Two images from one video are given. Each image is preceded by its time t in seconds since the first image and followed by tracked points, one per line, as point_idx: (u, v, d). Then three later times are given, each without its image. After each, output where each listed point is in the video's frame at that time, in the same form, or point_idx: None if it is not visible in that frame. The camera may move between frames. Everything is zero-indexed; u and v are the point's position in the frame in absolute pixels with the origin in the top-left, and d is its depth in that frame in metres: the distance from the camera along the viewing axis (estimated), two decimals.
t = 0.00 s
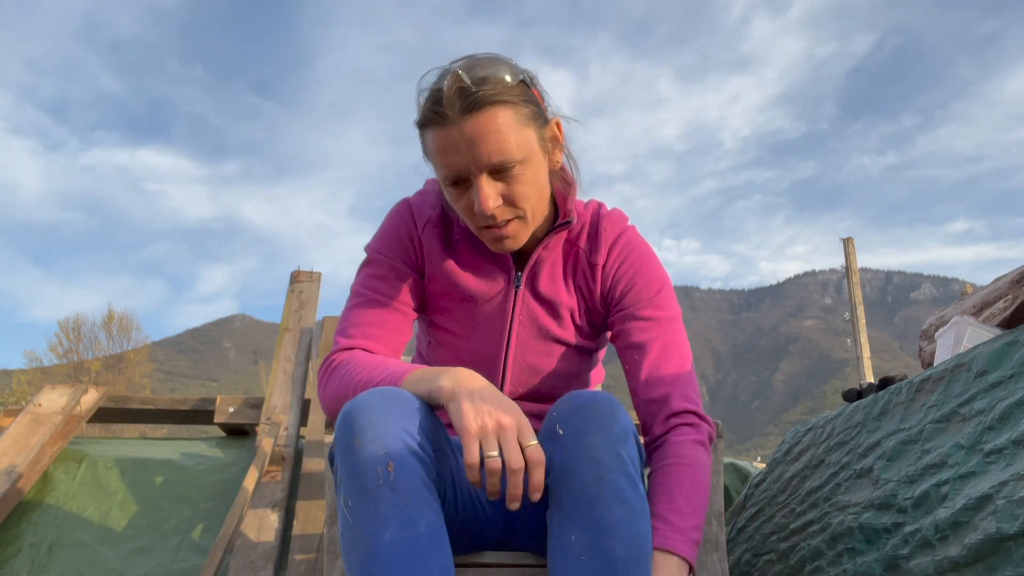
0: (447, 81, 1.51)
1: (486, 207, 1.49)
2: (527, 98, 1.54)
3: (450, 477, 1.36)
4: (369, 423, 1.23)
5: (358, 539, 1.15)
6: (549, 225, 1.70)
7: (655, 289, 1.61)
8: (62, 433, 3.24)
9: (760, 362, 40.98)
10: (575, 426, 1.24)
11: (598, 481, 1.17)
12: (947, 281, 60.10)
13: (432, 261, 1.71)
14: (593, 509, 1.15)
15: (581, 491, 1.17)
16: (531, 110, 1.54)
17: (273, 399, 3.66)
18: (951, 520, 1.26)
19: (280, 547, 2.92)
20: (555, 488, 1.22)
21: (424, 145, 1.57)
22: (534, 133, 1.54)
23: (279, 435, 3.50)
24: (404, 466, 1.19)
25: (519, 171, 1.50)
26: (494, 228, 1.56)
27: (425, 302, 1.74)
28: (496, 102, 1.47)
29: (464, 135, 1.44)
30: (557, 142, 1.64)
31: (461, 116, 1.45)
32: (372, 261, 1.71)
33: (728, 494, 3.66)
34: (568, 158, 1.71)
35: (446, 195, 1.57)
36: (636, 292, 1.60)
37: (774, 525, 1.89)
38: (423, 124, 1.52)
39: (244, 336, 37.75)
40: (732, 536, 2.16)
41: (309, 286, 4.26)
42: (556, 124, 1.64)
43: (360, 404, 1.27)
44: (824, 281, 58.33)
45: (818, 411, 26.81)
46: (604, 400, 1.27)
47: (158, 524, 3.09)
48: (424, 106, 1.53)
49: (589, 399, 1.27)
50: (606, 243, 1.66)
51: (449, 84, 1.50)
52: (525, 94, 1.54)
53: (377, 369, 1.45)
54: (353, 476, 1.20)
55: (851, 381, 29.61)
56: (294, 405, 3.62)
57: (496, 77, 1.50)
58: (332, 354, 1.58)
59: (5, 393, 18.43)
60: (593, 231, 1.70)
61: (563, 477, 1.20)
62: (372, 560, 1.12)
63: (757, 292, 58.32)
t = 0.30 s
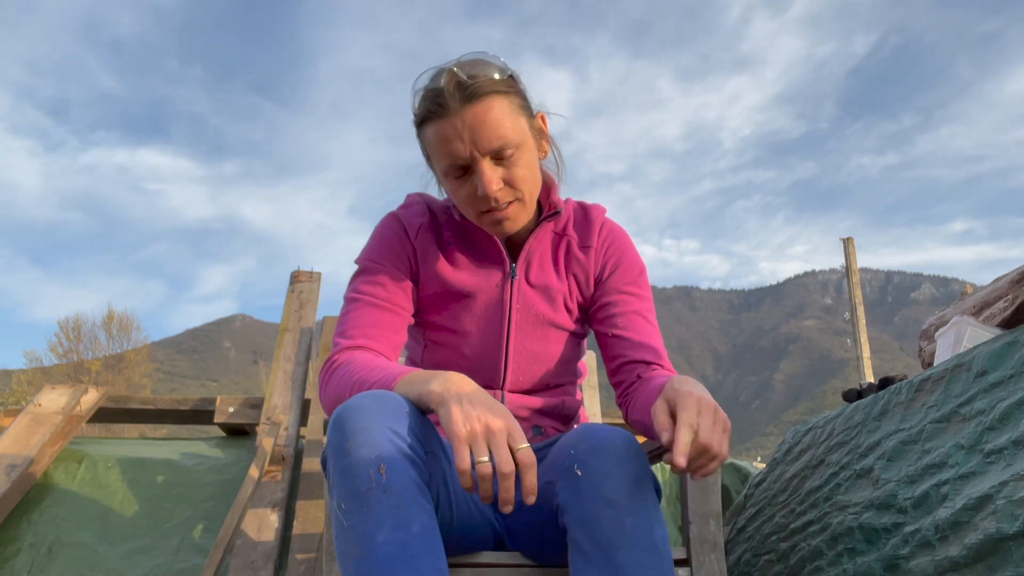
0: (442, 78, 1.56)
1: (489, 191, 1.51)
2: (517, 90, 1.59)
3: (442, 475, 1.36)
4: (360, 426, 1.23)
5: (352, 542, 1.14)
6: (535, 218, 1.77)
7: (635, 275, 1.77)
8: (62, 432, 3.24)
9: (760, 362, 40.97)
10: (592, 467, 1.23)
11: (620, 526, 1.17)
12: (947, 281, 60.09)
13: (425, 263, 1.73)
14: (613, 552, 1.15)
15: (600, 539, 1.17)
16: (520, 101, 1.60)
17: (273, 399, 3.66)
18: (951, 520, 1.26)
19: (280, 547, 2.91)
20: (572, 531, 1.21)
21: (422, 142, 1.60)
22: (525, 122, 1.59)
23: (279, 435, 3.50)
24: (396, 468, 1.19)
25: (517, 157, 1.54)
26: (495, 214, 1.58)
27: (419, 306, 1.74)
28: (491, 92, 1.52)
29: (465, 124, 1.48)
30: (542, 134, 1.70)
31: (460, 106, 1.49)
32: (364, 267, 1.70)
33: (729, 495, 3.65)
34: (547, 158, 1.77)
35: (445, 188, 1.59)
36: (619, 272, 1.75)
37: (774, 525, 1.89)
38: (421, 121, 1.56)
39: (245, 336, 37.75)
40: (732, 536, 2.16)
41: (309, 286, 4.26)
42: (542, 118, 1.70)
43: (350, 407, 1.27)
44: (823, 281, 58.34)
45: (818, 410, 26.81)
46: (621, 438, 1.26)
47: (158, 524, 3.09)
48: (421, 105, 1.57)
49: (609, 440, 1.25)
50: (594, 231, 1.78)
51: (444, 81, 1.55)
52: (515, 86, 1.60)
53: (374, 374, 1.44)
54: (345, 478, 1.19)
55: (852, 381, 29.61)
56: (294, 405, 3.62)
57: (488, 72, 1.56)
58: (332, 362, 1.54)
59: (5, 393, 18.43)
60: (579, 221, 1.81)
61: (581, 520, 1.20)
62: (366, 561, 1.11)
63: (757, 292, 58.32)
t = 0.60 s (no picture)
0: (482, 61, 1.64)
1: (520, 170, 1.55)
2: (553, 82, 1.67)
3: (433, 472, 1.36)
4: (343, 430, 1.23)
5: (339, 549, 1.16)
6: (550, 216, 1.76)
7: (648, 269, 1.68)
8: (62, 433, 3.24)
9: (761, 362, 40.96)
10: (686, 454, 1.24)
11: (704, 517, 1.17)
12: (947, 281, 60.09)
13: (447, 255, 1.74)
14: (689, 537, 1.15)
15: (679, 521, 1.16)
16: (556, 93, 1.67)
17: (273, 399, 3.66)
18: (951, 520, 1.26)
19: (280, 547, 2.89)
20: (647, 507, 1.21)
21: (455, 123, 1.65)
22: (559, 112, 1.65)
23: (279, 435, 3.50)
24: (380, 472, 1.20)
25: (549, 141, 1.58)
26: (522, 196, 1.60)
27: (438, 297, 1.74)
28: (530, 75, 1.60)
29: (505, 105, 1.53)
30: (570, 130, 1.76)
31: (499, 84, 1.56)
32: (392, 249, 1.71)
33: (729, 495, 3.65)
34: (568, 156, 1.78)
35: (474, 169, 1.63)
36: (626, 262, 1.68)
37: (774, 525, 1.89)
38: (457, 98, 1.62)
39: (244, 336, 37.76)
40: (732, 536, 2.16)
41: (309, 286, 4.26)
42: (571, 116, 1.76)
43: (333, 413, 1.27)
44: (823, 281, 58.34)
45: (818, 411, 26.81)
46: (720, 437, 1.26)
47: (158, 524, 3.09)
48: (457, 84, 1.64)
49: (708, 434, 1.26)
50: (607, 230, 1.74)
51: (484, 63, 1.62)
52: (553, 79, 1.67)
53: (396, 372, 1.40)
54: (329, 483, 1.20)
55: (852, 381, 29.61)
56: (294, 405, 3.62)
57: (527, 60, 1.64)
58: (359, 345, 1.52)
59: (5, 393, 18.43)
60: (598, 221, 1.78)
61: (662, 498, 1.20)
62: (354, 567, 1.13)
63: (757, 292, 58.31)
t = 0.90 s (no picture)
0: (629, 71, 1.45)
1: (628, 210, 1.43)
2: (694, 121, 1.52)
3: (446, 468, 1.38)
4: (366, 422, 1.24)
5: (356, 542, 1.16)
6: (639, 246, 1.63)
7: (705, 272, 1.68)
8: (62, 433, 3.24)
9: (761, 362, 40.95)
10: (680, 468, 1.25)
11: (697, 536, 1.17)
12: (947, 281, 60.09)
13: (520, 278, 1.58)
14: (681, 556, 1.15)
15: (670, 541, 1.17)
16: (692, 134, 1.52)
17: (273, 399, 3.66)
18: (951, 520, 1.26)
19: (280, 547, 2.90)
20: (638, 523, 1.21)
21: (570, 125, 1.48)
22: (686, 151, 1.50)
23: (279, 435, 3.50)
24: (400, 466, 1.20)
25: (668, 185, 1.45)
26: (619, 234, 1.48)
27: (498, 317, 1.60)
28: (677, 112, 1.44)
29: (641, 136, 1.38)
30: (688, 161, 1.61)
31: (643, 110, 1.39)
32: (461, 264, 1.49)
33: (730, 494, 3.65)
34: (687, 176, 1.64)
35: (575, 184, 1.49)
36: (690, 269, 1.67)
37: (774, 525, 1.89)
38: (585, 103, 1.44)
39: (244, 336, 37.75)
40: (732, 536, 2.16)
41: (309, 286, 4.26)
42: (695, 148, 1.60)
43: (356, 403, 1.28)
44: (824, 281, 58.33)
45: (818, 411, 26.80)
46: (715, 454, 1.28)
47: (158, 524, 3.09)
48: (592, 87, 1.44)
49: (705, 452, 1.27)
50: (679, 242, 1.66)
51: (633, 76, 1.44)
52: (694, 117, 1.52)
53: (479, 467, 1.16)
54: (349, 475, 1.20)
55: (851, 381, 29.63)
56: (294, 405, 3.62)
57: (677, 87, 1.47)
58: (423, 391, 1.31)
59: (5, 393, 18.43)
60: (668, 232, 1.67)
61: (655, 513, 1.20)
62: (369, 559, 1.13)
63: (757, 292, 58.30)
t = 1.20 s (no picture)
0: (744, 109, 1.30)
1: (725, 266, 1.27)
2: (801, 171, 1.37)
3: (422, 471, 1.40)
4: (334, 428, 1.26)
5: (331, 549, 1.16)
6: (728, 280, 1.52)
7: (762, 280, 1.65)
8: (62, 432, 3.24)
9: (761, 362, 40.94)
10: (737, 481, 1.28)
11: (742, 546, 1.21)
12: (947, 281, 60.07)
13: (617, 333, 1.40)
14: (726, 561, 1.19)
15: (717, 545, 1.20)
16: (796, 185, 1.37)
17: (273, 399, 3.66)
18: (951, 519, 1.26)
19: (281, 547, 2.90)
20: (687, 527, 1.25)
21: (667, 158, 1.31)
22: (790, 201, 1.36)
23: (279, 435, 3.50)
24: (368, 470, 1.21)
25: (766, 240, 1.31)
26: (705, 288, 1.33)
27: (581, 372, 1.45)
28: (792, 162, 1.29)
29: (754, 187, 1.23)
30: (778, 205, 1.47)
31: (760, 158, 1.24)
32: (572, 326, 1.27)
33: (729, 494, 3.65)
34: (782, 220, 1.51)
35: (660, 225, 1.32)
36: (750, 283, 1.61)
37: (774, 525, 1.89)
38: (690, 138, 1.28)
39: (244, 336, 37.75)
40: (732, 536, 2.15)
41: (309, 286, 4.26)
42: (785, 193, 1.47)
43: (324, 411, 1.30)
44: (824, 281, 58.32)
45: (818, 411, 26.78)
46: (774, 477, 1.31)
47: (158, 524, 3.09)
48: (699, 121, 1.28)
49: (763, 468, 1.31)
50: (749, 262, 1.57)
51: (749, 116, 1.28)
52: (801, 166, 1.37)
53: None
54: (320, 483, 1.22)
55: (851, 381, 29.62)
56: (294, 405, 3.62)
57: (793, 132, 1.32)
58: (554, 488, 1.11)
59: (6, 393, 18.43)
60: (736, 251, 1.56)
61: (706, 520, 1.24)
62: (344, 566, 1.13)
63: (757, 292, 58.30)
